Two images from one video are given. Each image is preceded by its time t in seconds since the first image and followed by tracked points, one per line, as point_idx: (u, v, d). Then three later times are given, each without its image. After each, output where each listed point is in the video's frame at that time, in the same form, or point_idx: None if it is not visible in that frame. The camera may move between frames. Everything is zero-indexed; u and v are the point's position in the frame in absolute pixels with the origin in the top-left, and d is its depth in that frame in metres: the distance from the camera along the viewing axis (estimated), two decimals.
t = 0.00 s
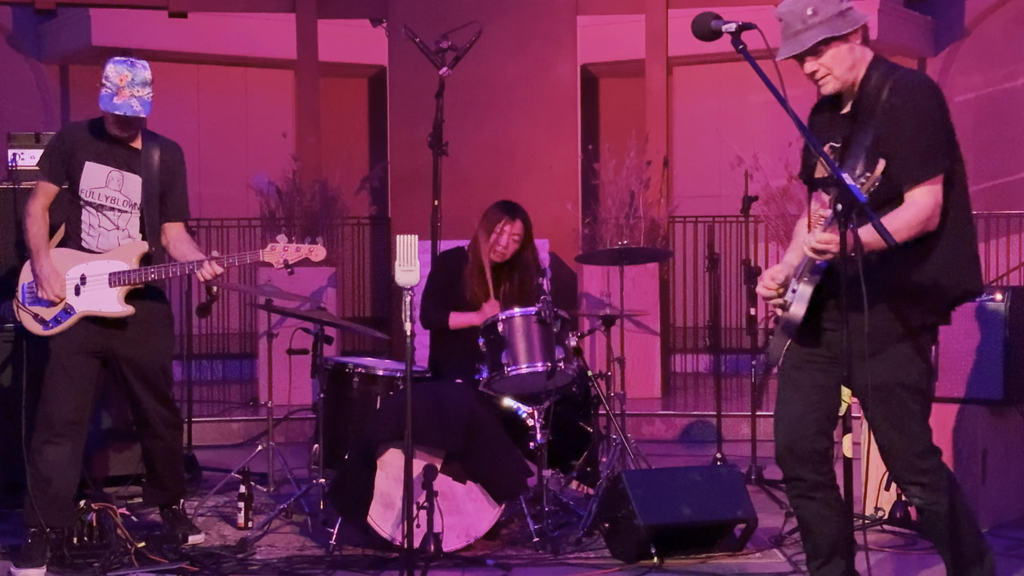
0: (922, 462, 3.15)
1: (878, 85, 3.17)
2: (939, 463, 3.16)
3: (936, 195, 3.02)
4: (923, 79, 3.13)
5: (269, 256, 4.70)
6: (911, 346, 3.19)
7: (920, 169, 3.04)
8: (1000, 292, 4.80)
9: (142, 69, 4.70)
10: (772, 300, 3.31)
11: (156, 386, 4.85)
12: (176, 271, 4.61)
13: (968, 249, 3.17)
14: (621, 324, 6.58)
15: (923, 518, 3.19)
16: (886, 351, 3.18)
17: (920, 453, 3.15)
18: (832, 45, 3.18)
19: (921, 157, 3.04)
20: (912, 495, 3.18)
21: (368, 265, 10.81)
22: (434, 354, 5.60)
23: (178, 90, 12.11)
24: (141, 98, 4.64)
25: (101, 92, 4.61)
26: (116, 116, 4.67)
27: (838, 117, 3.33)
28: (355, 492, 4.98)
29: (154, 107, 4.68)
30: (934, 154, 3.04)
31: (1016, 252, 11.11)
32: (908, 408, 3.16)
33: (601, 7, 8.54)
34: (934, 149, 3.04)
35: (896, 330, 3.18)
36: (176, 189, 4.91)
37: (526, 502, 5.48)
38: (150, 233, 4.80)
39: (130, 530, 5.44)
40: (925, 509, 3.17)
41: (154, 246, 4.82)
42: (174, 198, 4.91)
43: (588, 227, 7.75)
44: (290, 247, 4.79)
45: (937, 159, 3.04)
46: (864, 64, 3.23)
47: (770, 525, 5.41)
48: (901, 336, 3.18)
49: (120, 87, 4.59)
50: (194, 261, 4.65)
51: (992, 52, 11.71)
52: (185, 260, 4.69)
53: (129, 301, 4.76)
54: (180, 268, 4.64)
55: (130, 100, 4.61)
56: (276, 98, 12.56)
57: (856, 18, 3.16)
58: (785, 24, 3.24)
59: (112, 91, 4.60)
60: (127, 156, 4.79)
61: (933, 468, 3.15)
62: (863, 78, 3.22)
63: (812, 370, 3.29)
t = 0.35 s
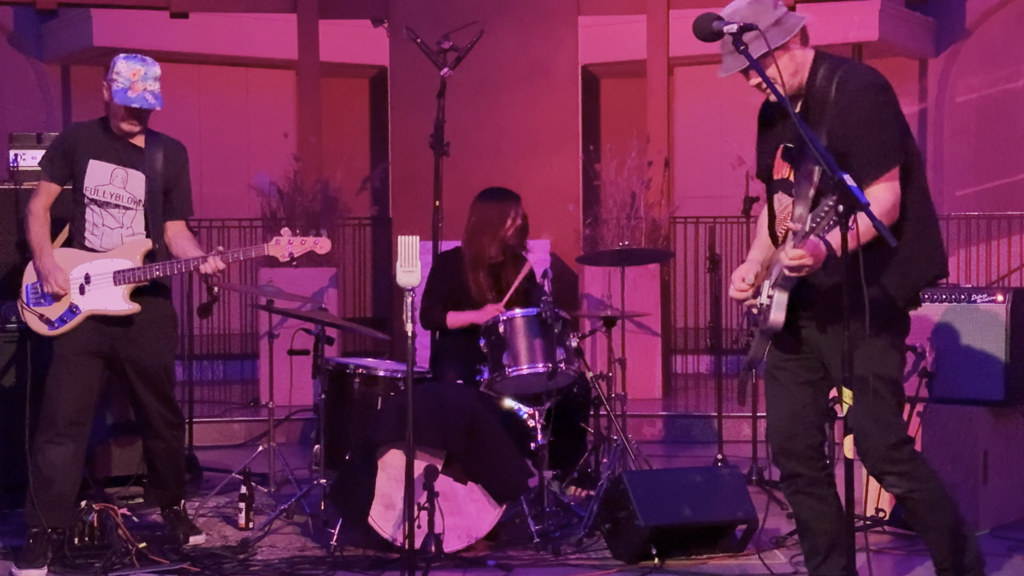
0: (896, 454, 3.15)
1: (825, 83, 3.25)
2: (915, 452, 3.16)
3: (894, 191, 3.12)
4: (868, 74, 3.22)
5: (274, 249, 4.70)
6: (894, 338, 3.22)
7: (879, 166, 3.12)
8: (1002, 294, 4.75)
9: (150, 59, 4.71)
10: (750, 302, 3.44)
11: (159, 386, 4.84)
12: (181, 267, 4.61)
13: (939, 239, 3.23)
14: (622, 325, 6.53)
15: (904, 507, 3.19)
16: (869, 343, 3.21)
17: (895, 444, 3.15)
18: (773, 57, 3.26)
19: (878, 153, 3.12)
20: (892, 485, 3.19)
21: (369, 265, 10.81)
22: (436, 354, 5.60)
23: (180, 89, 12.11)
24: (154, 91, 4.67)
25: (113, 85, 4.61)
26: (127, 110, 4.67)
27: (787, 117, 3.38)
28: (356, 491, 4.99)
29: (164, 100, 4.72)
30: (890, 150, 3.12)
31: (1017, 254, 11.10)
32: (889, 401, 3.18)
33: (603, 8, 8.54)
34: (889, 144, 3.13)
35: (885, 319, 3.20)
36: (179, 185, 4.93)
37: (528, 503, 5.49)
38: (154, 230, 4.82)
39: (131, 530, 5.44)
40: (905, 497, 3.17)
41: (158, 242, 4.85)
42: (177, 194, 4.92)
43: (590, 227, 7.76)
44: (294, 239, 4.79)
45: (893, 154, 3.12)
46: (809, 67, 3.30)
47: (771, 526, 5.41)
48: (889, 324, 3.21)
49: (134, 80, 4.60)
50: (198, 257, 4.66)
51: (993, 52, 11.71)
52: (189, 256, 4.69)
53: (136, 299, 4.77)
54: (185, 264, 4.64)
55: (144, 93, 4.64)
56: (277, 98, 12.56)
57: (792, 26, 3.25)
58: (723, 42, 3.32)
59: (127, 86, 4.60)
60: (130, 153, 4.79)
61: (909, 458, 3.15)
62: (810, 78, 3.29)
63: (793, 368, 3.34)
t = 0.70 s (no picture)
0: (895, 446, 3.19)
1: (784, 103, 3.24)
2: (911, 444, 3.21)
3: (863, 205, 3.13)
4: (825, 88, 3.22)
5: (274, 241, 4.71)
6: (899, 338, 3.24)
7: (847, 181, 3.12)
8: (1004, 294, 4.73)
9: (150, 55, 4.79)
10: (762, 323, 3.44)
11: (163, 385, 4.85)
12: (183, 264, 4.60)
13: (934, 241, 3.24)
14: (627, 326, 6.35)
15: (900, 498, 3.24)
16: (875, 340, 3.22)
17: (888, 439, 3.20)
18: (725, 98, 3.20)
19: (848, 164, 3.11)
20: (891, 476, 3.21)
21: (372, 265, 10.83)
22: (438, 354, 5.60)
23: (183, 90, 12.12)
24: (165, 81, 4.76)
25: (130, 76, 4.62)
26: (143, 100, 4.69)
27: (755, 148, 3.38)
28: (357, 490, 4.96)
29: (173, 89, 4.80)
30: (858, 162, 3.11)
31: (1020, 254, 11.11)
32: (889, 400, 3.21)
33: (606, 7, 8.54)
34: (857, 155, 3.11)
35: (889, 318, 3.21)
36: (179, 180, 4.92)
37: (530, 502, 5.49)
38: (154, 229, 4.82)
39: (134, 530, 5.44)
40: (904, 489, 3.21)
41: (159, 240, 4.86)
42: (177, 189, 4.92)
43: (593, 228, 7.76)
44: (295, 231, 4.80)
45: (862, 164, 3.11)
46: (763, 96, 3.25)
47: (774, 526, 5.41)
48: (894, 322, 3.22)
49: (150, 69, 4.67)
50: (200, 253, 4.64)
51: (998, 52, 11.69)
52: (191, 252, 4.69)
53: (139, 296, 4.79)
54: (187, 260, 4.64)
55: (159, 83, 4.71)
56: (280, 99, 12.57)
57: (737, 64, 3.17)
58: (672, 95, 3.25)
59: (144, 75, 4.65)
60: (128, 154, 4.79)
61: (903, 450, 3.20)
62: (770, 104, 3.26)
63: (806, 375, 3.32)
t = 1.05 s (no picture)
0: (920, 448, 3.16)
1: (761, 143, 3.20)
2: (937, 447, 3.16)
3: (831, 241, 3.04)
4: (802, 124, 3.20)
5: (281, 250, 4.73)
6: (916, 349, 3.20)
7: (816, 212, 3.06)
8: (1005, 296, 4.75)
9: (153, 71, 4.70)
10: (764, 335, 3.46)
11: (163, 387, 4.86)
12: (187, 269, 4.62)
13: (935, 241, 3.24)
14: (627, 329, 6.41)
15: (923, 500, 3.19)
16: (887, 344, 3.19)
17: (915, 441, 3.16)
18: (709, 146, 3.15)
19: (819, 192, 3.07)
20: (914, 478, 3.20)
21: (373, 267, 10.84)
22: (439, 356, 5.59)
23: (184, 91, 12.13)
24: (163, 104, 4.68)
25: (124, 101, 4.57)
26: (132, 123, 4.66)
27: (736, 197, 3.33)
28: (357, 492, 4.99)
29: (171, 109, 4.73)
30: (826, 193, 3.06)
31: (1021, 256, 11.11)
32: (914, 404, 3.18)
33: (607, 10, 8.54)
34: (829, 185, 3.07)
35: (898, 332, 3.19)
36: (178, 184, 4.96)
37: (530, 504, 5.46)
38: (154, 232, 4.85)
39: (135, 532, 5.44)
40: (926, 493, 3.18)
41: (158, 243, 4.90)
42: (177, 193, 4.96)
43: (593, 230, 7.77)
44: (301, 241, 4.82)
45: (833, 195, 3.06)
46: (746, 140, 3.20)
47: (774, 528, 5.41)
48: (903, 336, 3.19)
49: (146, 94, 4.59)
50: (204, 258, 4.66)
51: (999, 55, 11.69)
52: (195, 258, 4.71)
53: (141, 302, 4.79)
54: (191, 266, 4.66)
55: (155, 107, 4.64)
56: (281, 100, 12.58)
57: (715, 112, 3.11)
58: (657, 152, 3.18)
59: (138, 101, 4.58)
60: (129, 157, 4.80)
61: (931, 453, 3.16)
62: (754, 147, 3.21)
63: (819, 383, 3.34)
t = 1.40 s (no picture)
0: (946, 455, 3.21)
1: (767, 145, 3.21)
2: (964, 454, 3.20)
3: (817, 240, 3.05)
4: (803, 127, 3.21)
5: (287, 256, 4.74)
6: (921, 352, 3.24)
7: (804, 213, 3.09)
8: (1010, 302, 4.77)
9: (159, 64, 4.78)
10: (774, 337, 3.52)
11: (167, 391, 4.85)
12: (195, 275, 4.62)
13: (946, 240, 3.22)
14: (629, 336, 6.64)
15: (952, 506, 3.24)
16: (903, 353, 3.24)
17: (943, 448, 3.21)
18: (718, 143, 3.18)
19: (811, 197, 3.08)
20: (942, 483, 3.23)
21: (377, 271, 10.85)
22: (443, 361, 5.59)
23: (188, 95, 12.14)
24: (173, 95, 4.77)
25: (137, 91, 4.63)
26: (145, 116, 4.69)
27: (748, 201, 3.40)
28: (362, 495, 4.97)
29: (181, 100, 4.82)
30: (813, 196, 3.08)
31: None
32: (935, 412, 3.22)
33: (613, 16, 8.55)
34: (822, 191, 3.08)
35: (903, 337, 3.22)
36: (183, 191, 4.94)
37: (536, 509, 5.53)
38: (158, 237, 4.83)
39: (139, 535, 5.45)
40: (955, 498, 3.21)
41: (164, 249, 4.87)
42: (181, 200, 4.94)
43: (598, 235, 7.78)
44: (307, 247, 4.83)
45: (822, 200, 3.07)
46: (760, 140, 3.21)
47: (779, 534, 5.40)
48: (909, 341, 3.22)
49: (159, 85, 4.67)
50: (212, 264, 4.66)
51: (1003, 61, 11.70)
52: (201, 264, 4.70)
53: (149, 305, 4.80)
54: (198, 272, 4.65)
55: (166, 98, 4.73)
56: (285, 104, 12.59)
57: (726, 110, 3.15)
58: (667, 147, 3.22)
59: (151, 91, 4.66)
60: (135, 160, 4.80)
61: (957, 460, 3.20)
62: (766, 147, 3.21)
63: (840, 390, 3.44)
